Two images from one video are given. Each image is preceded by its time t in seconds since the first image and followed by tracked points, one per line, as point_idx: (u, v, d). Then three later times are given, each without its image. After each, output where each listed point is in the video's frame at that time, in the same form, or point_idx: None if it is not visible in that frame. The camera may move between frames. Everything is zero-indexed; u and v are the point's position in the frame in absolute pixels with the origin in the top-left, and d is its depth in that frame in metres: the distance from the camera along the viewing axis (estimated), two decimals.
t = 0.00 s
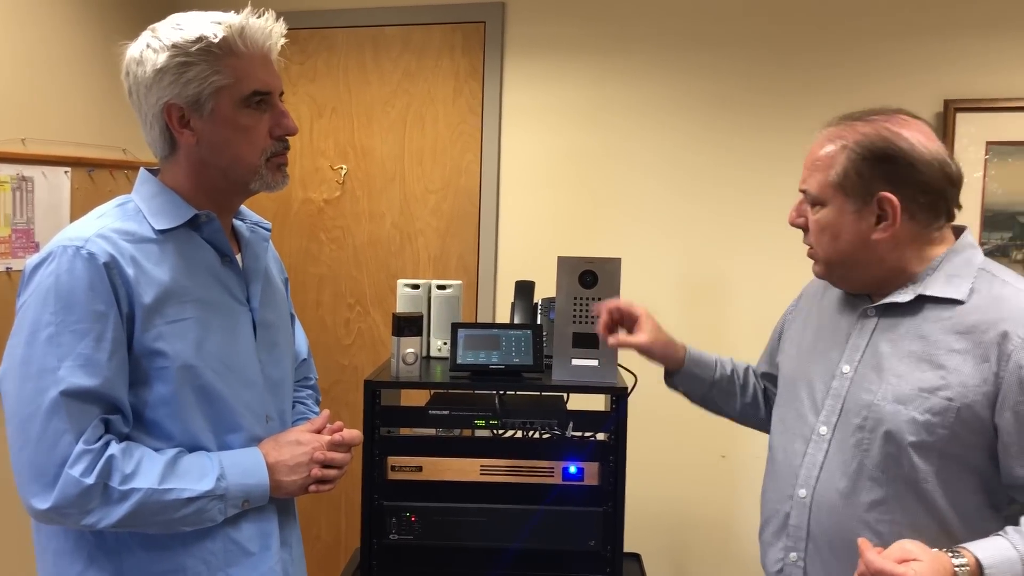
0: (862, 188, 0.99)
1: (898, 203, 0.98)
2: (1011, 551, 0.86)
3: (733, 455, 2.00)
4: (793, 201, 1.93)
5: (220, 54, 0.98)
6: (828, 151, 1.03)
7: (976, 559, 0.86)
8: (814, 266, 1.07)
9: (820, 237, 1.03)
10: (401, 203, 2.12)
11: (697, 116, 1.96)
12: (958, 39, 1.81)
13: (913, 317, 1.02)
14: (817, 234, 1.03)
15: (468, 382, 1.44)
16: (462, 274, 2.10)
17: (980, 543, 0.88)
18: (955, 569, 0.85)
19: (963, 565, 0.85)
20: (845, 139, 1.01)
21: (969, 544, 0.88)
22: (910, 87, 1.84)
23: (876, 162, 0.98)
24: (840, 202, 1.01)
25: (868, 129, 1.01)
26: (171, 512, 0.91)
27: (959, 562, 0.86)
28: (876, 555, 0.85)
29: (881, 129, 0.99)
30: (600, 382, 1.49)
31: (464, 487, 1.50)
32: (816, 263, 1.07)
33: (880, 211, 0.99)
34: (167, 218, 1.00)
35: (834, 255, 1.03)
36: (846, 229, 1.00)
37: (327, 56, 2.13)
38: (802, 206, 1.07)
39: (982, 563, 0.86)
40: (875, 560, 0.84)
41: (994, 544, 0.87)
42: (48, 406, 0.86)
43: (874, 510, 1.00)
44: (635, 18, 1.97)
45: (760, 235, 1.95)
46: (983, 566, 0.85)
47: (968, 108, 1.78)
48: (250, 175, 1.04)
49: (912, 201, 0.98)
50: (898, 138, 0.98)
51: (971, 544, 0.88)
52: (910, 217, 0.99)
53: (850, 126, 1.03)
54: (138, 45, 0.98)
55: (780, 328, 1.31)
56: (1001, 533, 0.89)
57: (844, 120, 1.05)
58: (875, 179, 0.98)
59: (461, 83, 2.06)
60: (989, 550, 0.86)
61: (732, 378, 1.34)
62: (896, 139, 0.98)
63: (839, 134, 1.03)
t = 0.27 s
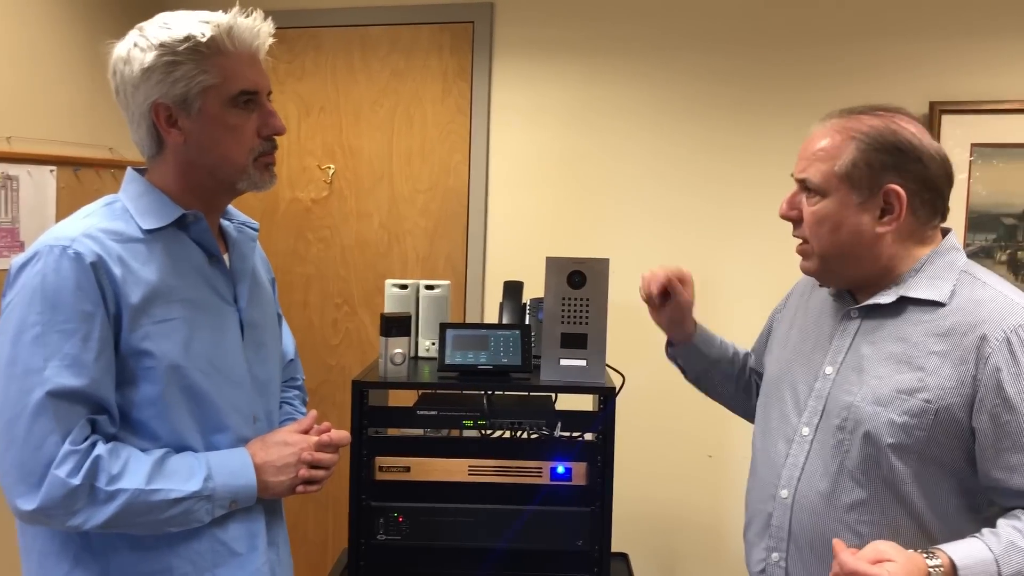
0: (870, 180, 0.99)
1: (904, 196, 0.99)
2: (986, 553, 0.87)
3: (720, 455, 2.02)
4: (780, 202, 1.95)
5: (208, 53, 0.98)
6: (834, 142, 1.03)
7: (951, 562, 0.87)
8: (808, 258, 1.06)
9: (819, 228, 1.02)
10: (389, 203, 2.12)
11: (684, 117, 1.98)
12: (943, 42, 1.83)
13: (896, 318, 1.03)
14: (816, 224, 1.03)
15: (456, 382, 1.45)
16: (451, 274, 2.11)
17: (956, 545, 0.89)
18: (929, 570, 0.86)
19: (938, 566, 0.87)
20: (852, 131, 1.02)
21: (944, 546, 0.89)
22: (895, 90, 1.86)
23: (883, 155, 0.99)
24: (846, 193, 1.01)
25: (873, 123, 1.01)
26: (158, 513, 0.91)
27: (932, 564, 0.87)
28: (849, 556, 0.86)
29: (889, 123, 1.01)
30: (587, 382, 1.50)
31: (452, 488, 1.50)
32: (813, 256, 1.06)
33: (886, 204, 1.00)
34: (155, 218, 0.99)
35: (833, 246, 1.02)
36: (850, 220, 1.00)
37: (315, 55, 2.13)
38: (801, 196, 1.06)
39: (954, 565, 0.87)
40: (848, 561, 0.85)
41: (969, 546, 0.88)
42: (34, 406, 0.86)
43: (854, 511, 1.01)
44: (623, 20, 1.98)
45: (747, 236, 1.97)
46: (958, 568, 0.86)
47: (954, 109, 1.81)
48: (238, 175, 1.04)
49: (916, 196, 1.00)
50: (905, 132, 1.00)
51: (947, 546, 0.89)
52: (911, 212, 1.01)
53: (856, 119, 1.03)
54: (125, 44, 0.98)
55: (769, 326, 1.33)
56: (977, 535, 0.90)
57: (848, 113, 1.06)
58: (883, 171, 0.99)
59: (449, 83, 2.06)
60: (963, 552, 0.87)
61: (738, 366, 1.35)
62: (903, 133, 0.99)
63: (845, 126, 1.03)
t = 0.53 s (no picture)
0: (884, 181, 0.99)
1: (916, 201, 0.99)
2: (977, 553, 0.88)
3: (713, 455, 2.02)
4: (772, 202, 1.96)
5: (197, 53, 0.98)
6: (850, 139, 1.02)
7: (941, 560, 0.88)
8: (810, 253, 1.06)
9: (826, 225, 1.02)
10: (382, 204, 2.12)
11: (677, 118, 1.99)
12: (932, 44, 1.85)
13: (895, 321, 1.04)
14: (824, 221, 1.02)
15: (449, 384, 1.45)
16: (444, 275, 2.11)
17: (946, 544, 0.90)
18: (920, 568, 0.87)
19: (929, 565, 0.87)
20: (868, 129, 1.01)
21: (936, 545, 0.90)
22: (886, 90, 1.88)
23: (898, 157, 0.99)
24: (858, 193, 1.00)
25: (889, 123, 1.01)
26: (150, 515, 0.90)
27: (924, 562, 0.87)
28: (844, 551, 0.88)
29: (906, 124, 1.00)
30: (581, 382, 1.50)
31: (446, 489, 1.49)
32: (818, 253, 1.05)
33: (896, 207, 1.00)
34: (146, 219, 0.99)
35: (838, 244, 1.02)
36: (861, 220, 1.00)
37: (307, 55, 2.13)
38: (808, 190, 1.06)
39: (947, 564, 0.87)
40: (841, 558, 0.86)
41: (961, 546, 0.89)
42: (25, 408, 0.85)
43: (853, 513, 1.02)
44: (615, 21, 1.99)
45: (739, 237, 1.98)
46: (948, 567, 0.87)
47: (946, 110, 1.83)
48: (230, 175, 1.04)
49: (925, 200, 1.00)
50: (921, 136, 0.99)
51: (939, 546, 0.89)
52: (919, 216, 1.01)
53: (873, 118, 1.02)
54: (114, 45, 0.98)
55: (763, 326, 1.34)
56: (970, 536, 0.91)
57: (863, 111, 1.05)
58: (898, 174, 0.99)
59: (442, 83, 2.06)
60: (953, 552, 0.88)
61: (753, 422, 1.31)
62: (918, 136, 0.99)
63: (862, 123, 1.02)
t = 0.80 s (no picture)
0: (884, 212, 0.97)
1: (917, 227, 0.98)
2: (1005, 565, 0.88)
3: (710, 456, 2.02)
4: (770, 203, 1.96)
5: (193, 55, 0.98)
6: (847, 169, 0.99)
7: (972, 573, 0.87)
8: (812, 280, 1.05)
9: (826, 258, 1.01)
10: (380, 205, 2.12)
11: (674, 119, 1.99)
12: (930, 45, 1.85)
13: (906, 327, 1.04)
14: (824, 254, 1.01)
15: (447, 385, 1.45)
16: (441, 276, 2.11)
17: (975, 556, 0.89)
18: None
19: None
20: (863, 158, 0.98)
21: (964, 557, 0.90)
22: (883, 91, 1.88)
23: (895, 186, 0.97)
24: (858, 226, 0.98)
25: (882, 149, 0.98)
26: (146, 519, 0.90)
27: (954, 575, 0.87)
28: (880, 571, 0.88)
29: (902, 149, 0.98)
30: (579, 383, 1.50)
31: (444, 491, 1.49)
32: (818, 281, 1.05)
33: (898, 234, 0.99)
34: (142, 222, 0.99)
35: (839, 275, 1.02)
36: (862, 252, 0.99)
37: (306, 57, 2.13)
38: (804, 221, 1.03)
39: None
40: None
41: (986, 556, 0.89)
42: (21, 411, 0.85)
43: (865, 520, 1.01)
44: (612, 22, 1.99)
45: (737, 237, 1.98)
46: None
47: (943, 111, 1.83)
48: (226, 177, 1.03)
49: (926, 223, 0.99)
50: (918, 161, 0.97)
51: (968, 558, 0.89)
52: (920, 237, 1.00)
53: (868, 144, 0.99)
54: (110, 48, 0.98)
55: (760, 328, 1.34)
56: (993, 544, 0.91)
57: (856, 134, 1.01)
58: (898, 204, 0.97)
59: (440, 85, 2.06)
60: (984, 565, 0.88)
61: (742, 419, 1.32)
62: (913, 161, 0.97)
63: (857, 151, 0.99)
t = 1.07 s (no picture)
0: (897, 209, 0.97)
1: (929, 225, 0.98)
2: (1013, 569, 0.86)
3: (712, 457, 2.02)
4: (771, 204, 1.96)
5: (194, 59, 0.98)
6: (862, 164, 0.98)
7: None
8: (821, 278, 1.05)
9: (836, 255, 1.01)
10: (380, 207, 2.12)
11: (675, 120, 1.99)
12: (930, 45, 1.85)
13: (912, 331, 1.03)
14: (835, 251, 1.00)
15: (448, 386, 1.45)
16: (442, 278, 2.10)
17: (983, 563, 0.88)
18: None
19: None
20: (878, 153, 0.98)
21: (972, 564, 0.88)
22: (884, 91, 1.87)
23: (909, 182, 0.97)
24: (871, 222, 0.98)
25: (896, 145, 0.98)
26: (146, 520, 0.90)
27: None
28: None
29: (917, 146, 0.97)
30: (580, 385, 1.50)
31: (445, 492, 1.49)
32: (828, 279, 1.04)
33: (909, 232, 0.99)
34: (141, 223, 0.99)
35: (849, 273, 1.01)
36: (874, 249, 0.99)
37: (306, 59, 2.13)
38: (815, 217, 1.03)
39: None
40: None
41: (994, 562, 0.87)
42: (21, 413, 0.85)
43: (872, 525, 1.00)
44: (612, 23, 1.99)
45: (738, 238, 1.98)
46: None
47: (944, 111, 1.82)
48: (225, 181, 1.04)
49: (937, 221, 0.99)
50: (933, 158, 0.97)
51: (976, 565, 0.88)
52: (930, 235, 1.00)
53: (883, 139, 0.99)
54: (111, 49, 0.98)
55: (764, 330, 1.33)
56: (1002, 550, 0.89)
57: (869, 129, 1.01)
58: (911, 200, 0.97)
59: (440, 87, 2.06)
60: (992, 570, 0.86)
61: (746, 424, 1.31)
62: (927, 157, 0.96)
63: (871, 146, 0.99)
